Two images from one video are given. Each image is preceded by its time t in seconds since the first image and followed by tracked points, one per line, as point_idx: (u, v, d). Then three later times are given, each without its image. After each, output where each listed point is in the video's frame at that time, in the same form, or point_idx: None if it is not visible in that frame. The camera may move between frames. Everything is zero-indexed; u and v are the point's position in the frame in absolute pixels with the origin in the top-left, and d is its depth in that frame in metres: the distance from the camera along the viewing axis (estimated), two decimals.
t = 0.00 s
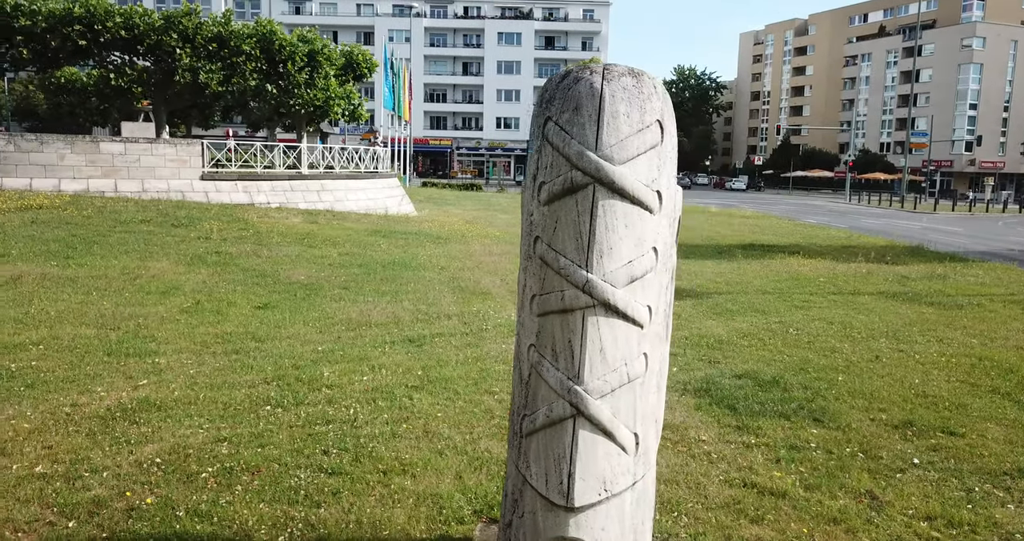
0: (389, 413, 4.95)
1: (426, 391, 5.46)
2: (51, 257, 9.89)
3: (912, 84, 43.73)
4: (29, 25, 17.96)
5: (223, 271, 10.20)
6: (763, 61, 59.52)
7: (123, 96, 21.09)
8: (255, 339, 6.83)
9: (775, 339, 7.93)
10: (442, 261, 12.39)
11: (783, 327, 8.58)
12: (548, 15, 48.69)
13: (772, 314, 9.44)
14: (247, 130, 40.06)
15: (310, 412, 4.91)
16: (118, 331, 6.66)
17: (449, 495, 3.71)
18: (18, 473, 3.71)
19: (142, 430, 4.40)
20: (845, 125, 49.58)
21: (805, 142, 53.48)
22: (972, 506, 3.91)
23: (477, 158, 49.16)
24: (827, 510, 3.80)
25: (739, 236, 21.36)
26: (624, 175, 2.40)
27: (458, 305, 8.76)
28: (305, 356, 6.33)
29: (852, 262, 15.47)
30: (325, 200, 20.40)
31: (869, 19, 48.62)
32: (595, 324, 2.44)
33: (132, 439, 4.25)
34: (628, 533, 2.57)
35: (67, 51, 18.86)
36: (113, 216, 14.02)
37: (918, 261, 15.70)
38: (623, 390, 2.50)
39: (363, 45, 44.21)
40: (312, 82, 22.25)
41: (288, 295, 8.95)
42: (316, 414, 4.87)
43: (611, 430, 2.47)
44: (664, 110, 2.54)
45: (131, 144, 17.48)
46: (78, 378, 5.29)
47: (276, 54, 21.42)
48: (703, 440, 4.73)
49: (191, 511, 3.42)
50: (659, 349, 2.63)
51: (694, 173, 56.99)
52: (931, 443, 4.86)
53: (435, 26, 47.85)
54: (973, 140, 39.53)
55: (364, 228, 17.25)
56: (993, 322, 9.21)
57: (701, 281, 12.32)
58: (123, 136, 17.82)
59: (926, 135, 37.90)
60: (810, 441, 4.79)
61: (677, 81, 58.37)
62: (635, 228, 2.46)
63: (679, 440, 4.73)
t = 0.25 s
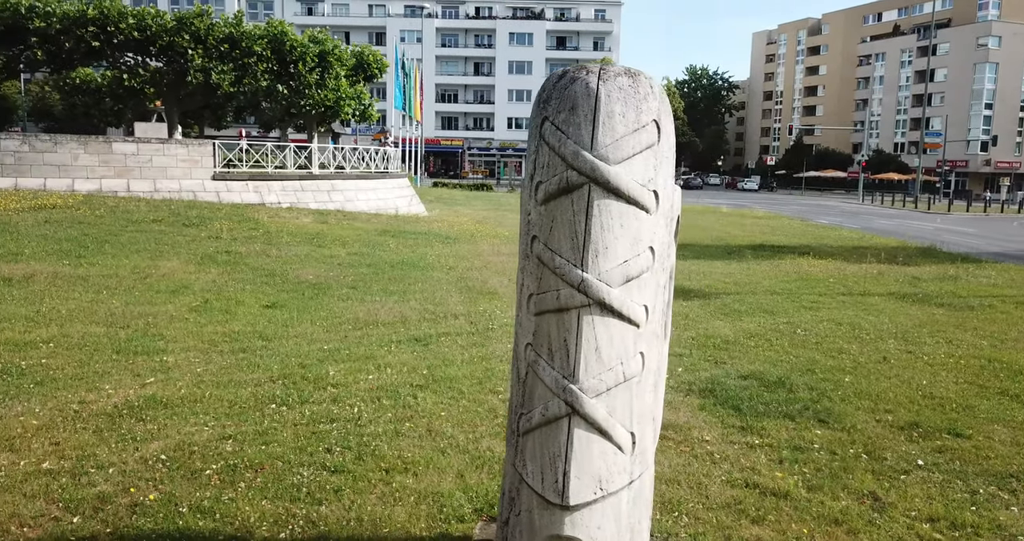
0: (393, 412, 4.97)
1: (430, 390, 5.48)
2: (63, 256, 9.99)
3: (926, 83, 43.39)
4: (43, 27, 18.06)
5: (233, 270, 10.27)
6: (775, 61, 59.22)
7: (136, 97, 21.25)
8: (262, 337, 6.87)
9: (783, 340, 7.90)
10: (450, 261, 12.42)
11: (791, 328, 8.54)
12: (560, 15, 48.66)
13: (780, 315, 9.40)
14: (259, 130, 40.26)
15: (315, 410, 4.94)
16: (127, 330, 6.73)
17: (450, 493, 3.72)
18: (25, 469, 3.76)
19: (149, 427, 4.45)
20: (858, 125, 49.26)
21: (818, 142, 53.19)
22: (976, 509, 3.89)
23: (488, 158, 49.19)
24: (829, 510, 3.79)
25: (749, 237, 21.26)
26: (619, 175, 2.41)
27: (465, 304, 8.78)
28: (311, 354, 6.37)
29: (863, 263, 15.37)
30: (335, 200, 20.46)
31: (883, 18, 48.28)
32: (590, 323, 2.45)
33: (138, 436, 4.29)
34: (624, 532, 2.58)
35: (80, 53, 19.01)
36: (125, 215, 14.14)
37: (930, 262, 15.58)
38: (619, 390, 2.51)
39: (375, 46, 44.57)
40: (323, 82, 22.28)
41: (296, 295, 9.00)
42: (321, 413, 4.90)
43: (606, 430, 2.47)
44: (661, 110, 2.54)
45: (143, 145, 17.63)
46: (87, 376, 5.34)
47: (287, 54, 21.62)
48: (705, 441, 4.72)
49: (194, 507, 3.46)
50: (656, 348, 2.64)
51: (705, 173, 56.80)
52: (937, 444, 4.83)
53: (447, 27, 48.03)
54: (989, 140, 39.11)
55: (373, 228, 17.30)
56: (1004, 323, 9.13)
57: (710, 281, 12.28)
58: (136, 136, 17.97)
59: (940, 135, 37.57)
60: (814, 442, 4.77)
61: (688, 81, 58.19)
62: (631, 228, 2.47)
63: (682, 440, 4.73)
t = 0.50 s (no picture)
0: (397, 411, 4.99)
1: (436, 390, 5.50)
2: (76, 256, 10.09)
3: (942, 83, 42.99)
4: (59, 29, 18.23)
5: (243, 270, 10.33)
6: (789, 60, 58.89)
7: (149, 97, 21.39)
8: (270, 337, 6.92)
9: (791, 341, 7.86)
10: (459, 261, 12.44)
11: (800, 329, 8.50)
12: (572, 15, 48.61)
13: (789, 316, 9.36)
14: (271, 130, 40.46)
15: (320, 409, 4.97)
16: (137, 328, 6.79)
17: (451, 492, 3.73)
18: (33, 465, 3.81)
19: (155, 425, 4.49)
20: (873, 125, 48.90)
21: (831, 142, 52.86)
22: (981, 511, 3.86)
23: (499, 158, 49.20)
24: (832, 512, 3.77)
25: (761, 237, 21.17)
26: (616, 175, 2.41)
27: (472, 304, 8.79)
28: (318, 354, 6.40)
29: (874, 264, 15.26)
30: (346, 200, 20.52)
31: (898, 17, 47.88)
32: (586, 323, 2.46)
33: (145, 433, 4.34)
34: (621, 532, 2.58)
35: (94, 54, 19.14)
36: (138, 215, 14.25)
37: (942, 263, 15.44)
38: (616, 389, 2.51)
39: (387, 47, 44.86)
40: (334, 83, 22.85)
41: (305, 294, 9.04)
42: (326, 411, 4.93)
43: (602, 429, 2.48)
44: (659, 110, 2.55)
45: (156, 145, 17.78)
46: (95, 374, 5.40)
47: (298, 55, 21.82)
48: (710, 442, 4.71)
49: (197, 504, 3.49)
50: (655, 348, 2.64)
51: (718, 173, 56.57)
52: (943, 447, 4.80)
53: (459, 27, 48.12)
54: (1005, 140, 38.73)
55: (384, 228, 17.37)
56: (1016, 325, 9.04)
57: (719, 282, 12.24)
58: (149, 136, 18.12)
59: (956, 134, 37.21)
60: (819, 443, 4.75)
61: (701, 81, 57.96)
62: (627, 228, 2.47)
63: (686, 441, 4.72)
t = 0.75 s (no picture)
0: (402, 411, 5.01)
1: (441, 390, 5.51)
2: (88, 255, 10.19)
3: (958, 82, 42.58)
4: (74, 30, 18.29)
5: (253, 270, 10.40)
6: (803, 60, 58.53)
7: (162, 99, 21.55)
8: (277, 336, 6.96)
9: (799, 342, 7.83)
10: (468, 262, 12.47)
11: (808, 330, 8.46)
12: (585, 15, 48.53)
13: (798, 317, 9.31)
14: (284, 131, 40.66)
15: (326, 408, 5.00)
16: (146, 327, 6.85)
17: (453, 491, 3.74)
18: (40, 462, 3.86)
19: (162, 422, 4.54)
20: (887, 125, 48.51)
21: (845, 143, 52.51)
22: (986, 514, 3.83)
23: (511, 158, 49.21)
24: (834, 515, 3.76)
25: (772, 238, 21.06)
26: (612, 176, 2.41)
27: (480, 304, 8.81)
28: (324, 353, 6.44)
29: (887, 265, 15.15)
30: (357, 200, 20.60)
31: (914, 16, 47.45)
32: (582, 323, 2.47)
33: (151, 431, 4.38)
34: (619, 532, 2.58)
35: (108, 55, 19.27)
36: (151, 215, 14.36)
37: (955, 264, 15.30)
38: (613, 389, 2.52)
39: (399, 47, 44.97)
40: (346, 84, 23.16)
41: (314, 294, 9.09)
42: (331, 410, 4.96)
43: (599, 429, 2.48)
44: (656, 110, 2.55)
45: (170, 145, 17.92)
46: (104, 372, 5.45)
47: (310, 56, 22.08)
48: (714, 443, 4.69)
49: (201, 502, 3.52)
50: (652, 349, 2.64)
51: (730, 174, 56.34)
52: (951, 449, 4.76)
53: (471, 28, 48.24)
54: (1022, 140, 38.33)
55: (395, 228, 17.43)
56: None
57: (728, 282, 12.19)
58: (162, 137, 18.28)
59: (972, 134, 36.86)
60: (824, 445, 4.73)
61: (714, 81, 57.72)
62: (624, 228, 2.47)
63: (689, 441, 4.70)
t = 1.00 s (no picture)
0: (407, 410, 5.03)
1: (446, 389, 5.53)
2: (101, 254, 10.29)
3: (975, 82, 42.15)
4: (88, 32, 18.51)
5: (264, 269, 10.47)
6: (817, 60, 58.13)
7: (177, 99, 21.69)
8: (286, 335, 7.00)
9: (808, 343, 7.79)
10: (478, 262, 12.48)
11: (818, 331, 8.41)
12: (598, 15, 48.43)
13: (808, 318, 9.26)
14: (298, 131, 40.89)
15: (331, 407, 5.03)
16: (157, 326, 6.91)
17: (455, 491, 3.76)
18: (48, 458, 3.91)
19: (169, 420, 4.58)
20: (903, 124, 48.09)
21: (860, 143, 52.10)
22: (992, 518, 3.79)
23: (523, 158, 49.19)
24: (838, 516, 3.74)
25: (784, 238, 20.94)
26: (609, 176, 2.42)
27: (488, 304, 8.82)
28: (332, 352, 6.47)
29: (900, 266, 15.03)
30: (369, 200, 20.67)
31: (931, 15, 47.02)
32: (579, 323, 2.47)
33: (158, 429, 4.42)
34: (616, 532, 2.58)
35: (123, 57, 19.47)
36: (163, 215, 14.48)
37: (970, 266, 15.16)
38: (611, 389, 2.52)
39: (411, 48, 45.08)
40: (357, 84, 23.07)
41: (323, 294, 9.14)
42: (337, 409, 4.98)
43: (596, 429, 2.49)
44: (655, 110, 2.54)
45: (183, 145, 18.07)
46: (114, 370, 5.51)
47: (322, 57, 22.11)
48: (718, 444, 4.68)
49: (205, 499, 3.55)
50: (651, 349, 2.64)
51: (744, 174, 56.08)
52: (958, 451, 4.72)
53: (484, 28, 48.29)
54: None
55: (405, 228, 17.51)
56: None
57: (739, 283, 12.13)
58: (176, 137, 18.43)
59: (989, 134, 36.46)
60: (830, 446, 4.70)
61: (727, 81, 57.46)
62: (622, 229, 2.48)
63: (694, 442, 4.69)
